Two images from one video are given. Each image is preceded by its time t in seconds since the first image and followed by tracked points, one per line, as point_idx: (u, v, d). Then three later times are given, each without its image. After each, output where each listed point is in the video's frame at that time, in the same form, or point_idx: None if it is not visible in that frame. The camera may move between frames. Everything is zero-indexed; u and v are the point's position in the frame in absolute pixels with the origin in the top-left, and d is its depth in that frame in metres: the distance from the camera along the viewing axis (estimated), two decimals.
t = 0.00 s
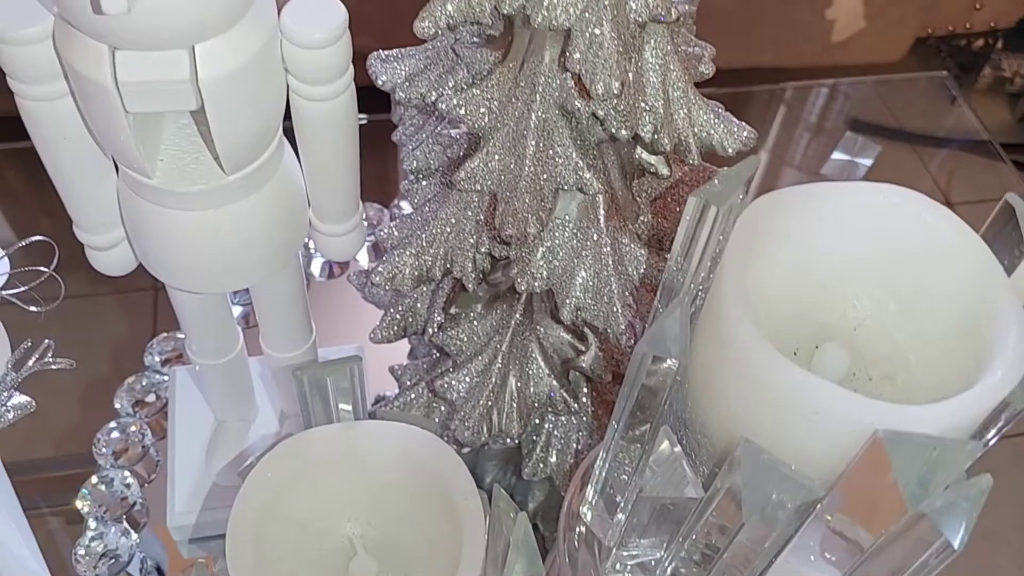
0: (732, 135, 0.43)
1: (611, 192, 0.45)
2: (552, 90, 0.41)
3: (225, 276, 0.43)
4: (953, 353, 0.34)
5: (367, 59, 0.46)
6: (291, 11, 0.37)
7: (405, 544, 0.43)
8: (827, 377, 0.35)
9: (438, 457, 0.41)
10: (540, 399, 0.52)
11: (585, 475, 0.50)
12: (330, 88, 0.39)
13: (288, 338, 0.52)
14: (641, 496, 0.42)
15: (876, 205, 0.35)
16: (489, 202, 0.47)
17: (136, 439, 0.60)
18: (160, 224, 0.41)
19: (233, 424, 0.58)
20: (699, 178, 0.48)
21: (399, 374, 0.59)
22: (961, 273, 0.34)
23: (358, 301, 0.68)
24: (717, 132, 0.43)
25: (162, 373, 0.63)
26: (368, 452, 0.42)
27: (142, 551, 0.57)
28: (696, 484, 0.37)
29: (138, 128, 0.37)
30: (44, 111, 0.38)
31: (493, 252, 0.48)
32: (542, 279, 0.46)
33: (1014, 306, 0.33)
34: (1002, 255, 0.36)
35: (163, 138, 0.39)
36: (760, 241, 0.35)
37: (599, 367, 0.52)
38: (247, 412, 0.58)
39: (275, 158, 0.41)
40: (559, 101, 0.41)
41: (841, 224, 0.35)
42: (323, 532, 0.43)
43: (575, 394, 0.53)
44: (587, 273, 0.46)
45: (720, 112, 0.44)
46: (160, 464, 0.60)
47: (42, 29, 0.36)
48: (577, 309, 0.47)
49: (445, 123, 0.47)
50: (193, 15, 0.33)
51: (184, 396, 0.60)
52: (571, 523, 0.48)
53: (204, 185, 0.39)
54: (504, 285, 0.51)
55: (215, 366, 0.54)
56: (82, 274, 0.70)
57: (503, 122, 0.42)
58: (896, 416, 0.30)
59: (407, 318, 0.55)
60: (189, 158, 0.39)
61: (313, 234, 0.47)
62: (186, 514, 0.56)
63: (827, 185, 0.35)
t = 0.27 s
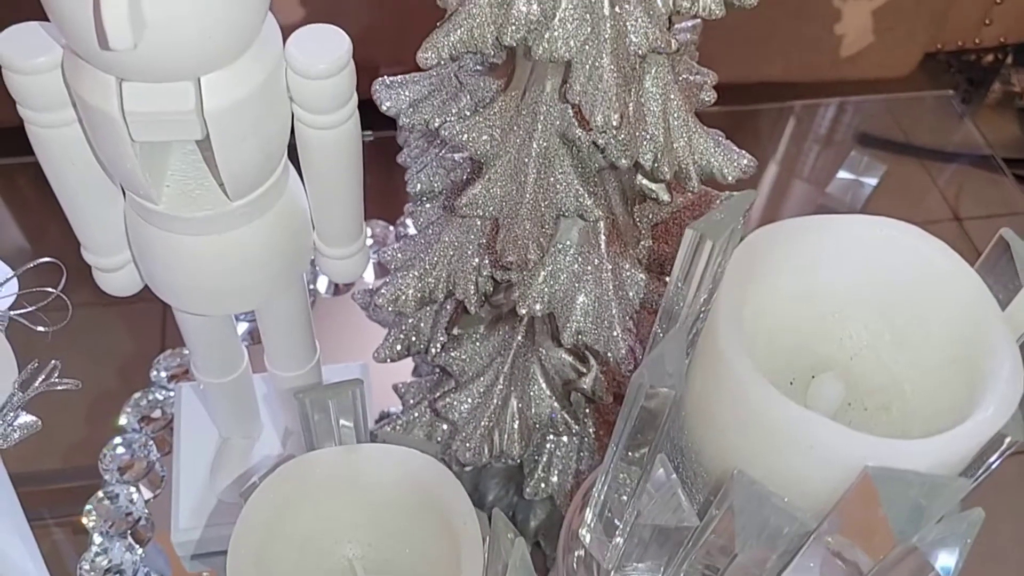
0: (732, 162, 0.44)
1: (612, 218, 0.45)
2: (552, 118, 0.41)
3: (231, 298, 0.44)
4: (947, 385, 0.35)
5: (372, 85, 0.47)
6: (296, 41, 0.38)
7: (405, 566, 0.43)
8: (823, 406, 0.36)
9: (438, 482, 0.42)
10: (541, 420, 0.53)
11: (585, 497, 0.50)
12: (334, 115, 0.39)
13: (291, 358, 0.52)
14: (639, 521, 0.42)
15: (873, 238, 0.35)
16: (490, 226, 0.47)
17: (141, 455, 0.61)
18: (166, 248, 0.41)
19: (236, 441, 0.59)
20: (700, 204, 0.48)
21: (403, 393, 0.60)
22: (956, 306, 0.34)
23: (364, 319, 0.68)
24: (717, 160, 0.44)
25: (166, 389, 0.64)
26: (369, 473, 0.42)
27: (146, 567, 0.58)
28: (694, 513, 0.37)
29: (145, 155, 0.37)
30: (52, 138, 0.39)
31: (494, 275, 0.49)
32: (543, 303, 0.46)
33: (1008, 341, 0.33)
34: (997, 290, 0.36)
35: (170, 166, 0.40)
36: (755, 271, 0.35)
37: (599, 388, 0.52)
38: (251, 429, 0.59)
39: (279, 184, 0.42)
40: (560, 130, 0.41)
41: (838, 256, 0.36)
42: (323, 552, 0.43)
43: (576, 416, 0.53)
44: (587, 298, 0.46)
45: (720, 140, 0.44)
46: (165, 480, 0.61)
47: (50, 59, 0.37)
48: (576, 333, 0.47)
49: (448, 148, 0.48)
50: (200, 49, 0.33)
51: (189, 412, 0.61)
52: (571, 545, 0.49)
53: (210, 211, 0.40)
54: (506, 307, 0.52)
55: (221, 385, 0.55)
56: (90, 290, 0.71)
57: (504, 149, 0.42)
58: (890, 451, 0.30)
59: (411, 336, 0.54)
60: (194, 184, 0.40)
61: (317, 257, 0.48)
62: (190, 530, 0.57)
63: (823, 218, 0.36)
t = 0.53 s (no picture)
0: (733, 183, 0.44)
1: (615, 236, 0.46)
2: (555, 139, 0.42)
3: (239, 313, 0.44)
4: (943, 408, 0.35)
5: (379, 103, 0.48)
6: (305, 63, 0.39)
7: None
8: (821, 429, 0.36)
9: (442, 496, 0.42)
10: (544, 435, 0.53)
11: (586, 512, 0.50)
12: (340, 135, 0.40)
13: (299, 370, 0.53)
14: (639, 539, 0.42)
15: (873, 261, 0.36)
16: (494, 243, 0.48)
17: (150, 464, 0.61)
18: (175, 264, 0.42)
19: (243, 452, 0.60)
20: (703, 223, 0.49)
21: (408, 405, 0.60)
22: (953, 330, 0.35)
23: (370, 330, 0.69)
24: (719, 181, 0.44)
25: (174, 399, 0.65)
26: (372, 486, 0.43)
27: None
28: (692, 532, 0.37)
29: (154, 173, 0.38)
30: (64, 155, 0.40)
31: (498, 292, 0.49)
32: (545, 320, 0.46)
33: (1004, 368, 0.33)
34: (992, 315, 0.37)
35: (179, 183, 0.40)
36: (755, 293, 0.35)
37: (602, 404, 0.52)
38: (258, 440, 0.60)
39: (286, 202, 0.43)
40: (563, 151, 0.42)
41: (837, 278, 0.36)
42: (325, 565, 0.44)
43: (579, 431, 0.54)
44: (589, 316, 0.47)
45: (722, 162, 0.45)
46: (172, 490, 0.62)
47: (63, 79, 0.37)
48: (579, 350, 0.47)
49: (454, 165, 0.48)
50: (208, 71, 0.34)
51: (197, 423, 0.62)
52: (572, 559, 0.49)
53: (219, 228, 0.41)
54: (510, 322, 0.52)
55: (228, 397, 0.55)
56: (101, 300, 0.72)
57: (508, 169, 0.43)
58: (886, 475, 0.30)
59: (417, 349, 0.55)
60: (204, 202, 0.40)
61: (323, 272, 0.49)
62: (196, 540, 0.57)
63: (824, 241, 0.36)
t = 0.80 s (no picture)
0: (741, 207, 0.45)
1: (624, 258, 0.46)
2: (565, 163, 0.42)
3: (252, 330, 0.45)
4: (948, 437, 0.35)
5: (391, 125, 0.48)
6: (319, 88, 0.39)
7: None
8: (825, 455, 0.36)
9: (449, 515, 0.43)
10: (552, 452, 0.53)
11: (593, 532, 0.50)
12: (352, 159, 0.41)
13: (310, 385, 0.54)
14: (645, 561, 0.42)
15: (879, 289, 0.36)
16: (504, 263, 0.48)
17: (161, 476, 0.62)
18: (189, 282, 0.43)
19: (254, 465, 0.61)
20: (712, 245, 0.49)
21: (416, 421, 0.61)
22: (958, 360, 0.35)
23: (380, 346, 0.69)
24: (727, 204, 0.44)
25: (186, 412, 0.65)
26: (381, 504, 0.43)
27: None
28: (696, 555, 0.37)
29: (169, 194, 0.39)
30: (82, 175, 0.40)
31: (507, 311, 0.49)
32: (553, 340, 0.47)
33: (1009, 399, 0.33)
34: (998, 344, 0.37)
35: (194, 205, 0.41)
36: (761, 318, 0.36)
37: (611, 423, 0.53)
38: (268, 453, 0.61)
39: (299, 223, 0.43)
40: (573, 175, 0.42)
41: (842, 305, 0.36)
42: None
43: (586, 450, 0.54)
44: (597, 336, 0.47)
45: (730, 186, 0.45)
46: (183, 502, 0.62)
47: (82, 102, 0.38)
48: (586, 370, 0.47)
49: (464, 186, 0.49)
50: (224, 96, 0.34)
51: (208, 436, 0.62)
52: None
53: (232, 248, 0.41)
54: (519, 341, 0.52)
55: (241, 411, 0.56)
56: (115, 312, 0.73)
57: (518, 191, 0.43)
58: (888, 504, 0.31)
59: (426, 365, 0.56)
60: (218, 223, 0.41)
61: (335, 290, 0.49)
62: (207, 552, 0.58)
63: (832, 268, 0.36)
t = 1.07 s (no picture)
0: (752, 222, 0.45)
1: (634, 272, 0.47)
2: (577, 177, 0.42)
3: (264, 339, 0.45)
4: (956, 455, 0.35)
5: (405, 137, 0.48)
6: (333, 100, 0.40)
7: None
8: (833, 473, 0.36)
9: (458, 525, 0.43)
10: (560, 464, 0.53)
11: (601, 545, 0.51)
12: (366, 171, 0.41)
13: (320, 395, 0.54)
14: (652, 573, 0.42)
15: (889, 307, 0.36)
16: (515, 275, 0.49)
17: (172, 482, 0.62)
18: (203, 291, 0.43)
19: (264, 473, 0.61)
20: (723, 261, 0.49)
21: (426, 430, 0.61)
22: (966, 377, 0.35)
23: (391, 355, 0.70)
24: (739, 220, 0.44)
25: (198, 418, 0.65)
26: (391, 514, 0.43)
27: None
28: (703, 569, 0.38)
29: (185, 204, 0.39)
30: (98, 184, 0.41)
31: (518, 322, 0.50)
32: (563, 352, 0.47)
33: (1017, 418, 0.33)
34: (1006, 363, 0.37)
35: (208, 215, 0.41)
36: (770, 334, 0.36)
37: (621, 435, 0.53)
38: (279, 461, 0.61)
39: (312, 233, 0.44)
40: (584, 189, 0.43)
41: (852, 321, 0.36)
42: None
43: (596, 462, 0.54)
44: (607, 349, 0.47)
45: (741, 201, 0.45)
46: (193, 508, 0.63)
47: (100, 112, 0.39)
48: (596, 383, 0.47)
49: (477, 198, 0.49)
50: (240, 108, 0.35)
51: (220, 444, 0.63)
52: None
53: (246, 257, 0.42)
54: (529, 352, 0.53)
55: (252, 419, 0.56)
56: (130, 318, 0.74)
57: (530, 204, 0.44)
58: (894, 522, 0.31)
59: (437, 375, 0.56)
60: (233, 232, 0.41)
61: (347, 299, 0.49)
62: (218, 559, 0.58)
63: (843, 285, 0.37)
